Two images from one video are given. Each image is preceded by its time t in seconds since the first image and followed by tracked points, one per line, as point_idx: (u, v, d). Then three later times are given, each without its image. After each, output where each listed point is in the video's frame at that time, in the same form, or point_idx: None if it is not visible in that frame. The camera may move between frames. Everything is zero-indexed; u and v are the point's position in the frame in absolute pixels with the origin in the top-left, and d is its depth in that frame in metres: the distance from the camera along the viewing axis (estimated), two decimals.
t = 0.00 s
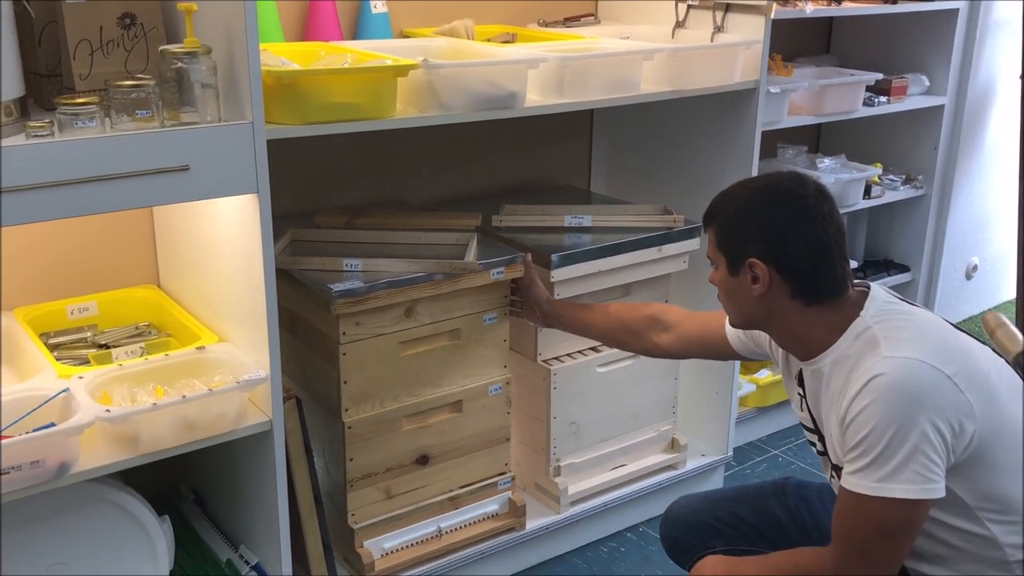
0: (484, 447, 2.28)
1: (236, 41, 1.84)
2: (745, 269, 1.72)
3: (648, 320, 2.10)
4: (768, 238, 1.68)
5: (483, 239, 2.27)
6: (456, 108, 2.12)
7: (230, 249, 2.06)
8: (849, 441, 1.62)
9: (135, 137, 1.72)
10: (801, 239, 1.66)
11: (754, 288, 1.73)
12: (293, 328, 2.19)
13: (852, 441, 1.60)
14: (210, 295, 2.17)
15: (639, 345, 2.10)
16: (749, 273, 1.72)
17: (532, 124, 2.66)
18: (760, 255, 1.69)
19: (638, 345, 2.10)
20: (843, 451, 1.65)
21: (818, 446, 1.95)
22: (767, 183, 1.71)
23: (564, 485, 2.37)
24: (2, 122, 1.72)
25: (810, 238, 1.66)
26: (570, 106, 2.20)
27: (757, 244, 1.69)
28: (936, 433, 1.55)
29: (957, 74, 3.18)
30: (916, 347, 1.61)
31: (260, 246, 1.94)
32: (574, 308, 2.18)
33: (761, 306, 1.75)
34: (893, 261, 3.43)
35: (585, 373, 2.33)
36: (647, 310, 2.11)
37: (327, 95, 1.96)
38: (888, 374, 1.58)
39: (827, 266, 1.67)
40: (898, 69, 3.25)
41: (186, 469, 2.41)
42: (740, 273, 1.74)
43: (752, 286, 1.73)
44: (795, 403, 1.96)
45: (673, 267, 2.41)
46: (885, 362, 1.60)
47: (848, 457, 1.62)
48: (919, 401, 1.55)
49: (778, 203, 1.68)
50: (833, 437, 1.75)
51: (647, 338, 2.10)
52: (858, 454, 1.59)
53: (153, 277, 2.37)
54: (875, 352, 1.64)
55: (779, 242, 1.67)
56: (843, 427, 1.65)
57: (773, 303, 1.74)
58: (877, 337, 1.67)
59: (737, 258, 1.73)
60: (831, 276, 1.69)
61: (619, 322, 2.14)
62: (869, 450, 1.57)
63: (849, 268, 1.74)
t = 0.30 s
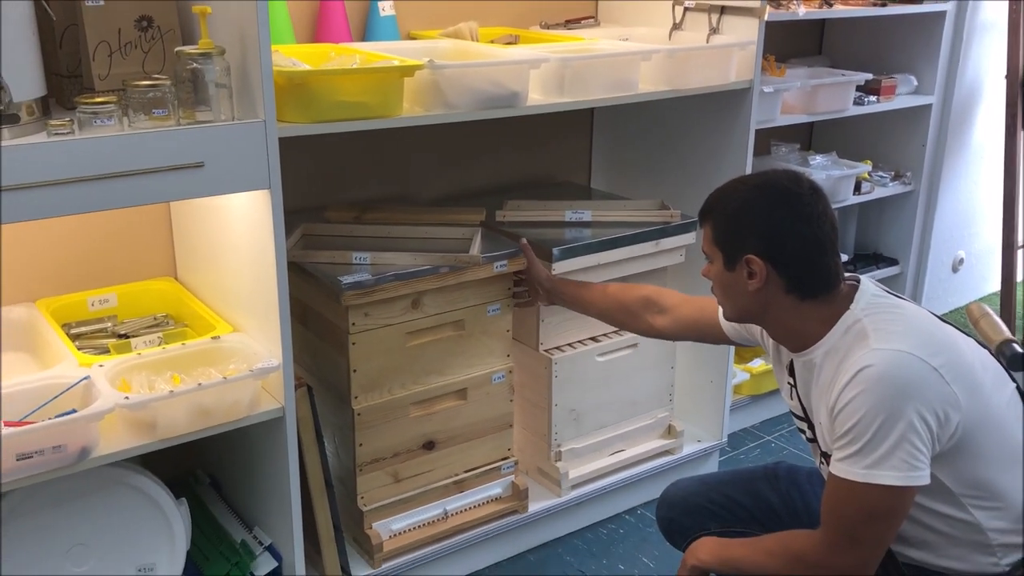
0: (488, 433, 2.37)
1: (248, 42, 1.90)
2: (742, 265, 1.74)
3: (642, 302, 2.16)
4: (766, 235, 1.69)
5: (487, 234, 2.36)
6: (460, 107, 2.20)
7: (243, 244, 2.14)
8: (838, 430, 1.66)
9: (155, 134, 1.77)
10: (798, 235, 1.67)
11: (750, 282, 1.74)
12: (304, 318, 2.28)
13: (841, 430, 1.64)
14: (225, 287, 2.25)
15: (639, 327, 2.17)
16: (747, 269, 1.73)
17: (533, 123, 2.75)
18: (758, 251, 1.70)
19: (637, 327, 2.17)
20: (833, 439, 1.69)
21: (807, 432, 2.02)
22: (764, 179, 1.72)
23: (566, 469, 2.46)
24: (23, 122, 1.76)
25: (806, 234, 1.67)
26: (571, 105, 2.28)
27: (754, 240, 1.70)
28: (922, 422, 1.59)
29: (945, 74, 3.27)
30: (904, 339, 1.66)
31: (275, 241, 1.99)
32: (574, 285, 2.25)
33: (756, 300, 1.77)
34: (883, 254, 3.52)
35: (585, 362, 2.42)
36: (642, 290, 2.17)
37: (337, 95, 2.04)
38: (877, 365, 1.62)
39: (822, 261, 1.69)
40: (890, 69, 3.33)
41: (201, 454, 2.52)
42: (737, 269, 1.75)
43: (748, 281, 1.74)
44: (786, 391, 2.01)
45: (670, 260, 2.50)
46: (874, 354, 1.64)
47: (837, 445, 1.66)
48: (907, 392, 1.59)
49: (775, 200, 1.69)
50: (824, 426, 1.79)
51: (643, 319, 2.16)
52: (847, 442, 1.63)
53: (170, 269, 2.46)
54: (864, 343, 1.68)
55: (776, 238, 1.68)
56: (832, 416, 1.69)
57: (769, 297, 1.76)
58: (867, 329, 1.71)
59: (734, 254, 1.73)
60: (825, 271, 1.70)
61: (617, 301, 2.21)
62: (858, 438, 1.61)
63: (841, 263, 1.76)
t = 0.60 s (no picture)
0: (492, 425, 2.43)
1: (259, 42, 1.95)
2: (746, 262, 1.77)
3: (645, 293, 2.21)
4: (769, 232, 1.73)
5: (492, 229, 2.42)
6: (465, 106, 2.25)
7: (254, 239, 2.20)
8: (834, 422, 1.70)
9: (168, 133, 1.83)
10: (801, 232, 1.71)
11: (753, 279, 1.78)
12: (314, 312, 2.34)
13: (836, 422, 1.69)
14: (237, 282, 2.31)
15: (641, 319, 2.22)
16: (751, 265, 1.77)
17: (536, 121, 2.81)
18: (762, 249, 1.74)
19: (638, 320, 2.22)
20: (828, 432, 1.73)
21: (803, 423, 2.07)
22: (765, 178, 1.76)
23: (568, 459, 2.52)
24: (40, 120, 1.83)
25: (808, 230, 1.72)
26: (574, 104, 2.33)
27: (758, 238, 1.74)
28: (913, 415, 1.63)
29: (941, 73, 3.32)
30: (896, 334, 1.70)
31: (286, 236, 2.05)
32: (577, 276, 2.30)
33: (757, 296, 1.81)
34: (880, 250, 3.58)
35: (588, 355, 2.47)
36: (645, 282, 2.22)
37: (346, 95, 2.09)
38: (870, 359, 1.66)
39: (823, 257, 1.74)
40: (888, 69, 3.38)
41: (213, 443, 2.59)
42: (740, 265, 1.78)
43: (752, 278, 1.78)
44: (783, 384, 2.06)
45: (670, 256, 2.56)
46: (868, 348, 1.68)
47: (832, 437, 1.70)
48: (899, 385, 1.63)
49: (777, 198, 1.73)
50: (820, 418, 1.84)
51: (645, 310, 2.21)
52: (841, 434, 1.67)
53: (183, 264, 2.52)
54: (859, 338, 1.73)
55: (780, 235, 1.72)
56: (828, 409, 1.73)
57: (770, 294, 1.80)
58: (861, 324, 1.75)
59: (738, 251, 1.77)
60: (824, 266, 1.76)
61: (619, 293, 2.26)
62: (851, 431, 1.65)
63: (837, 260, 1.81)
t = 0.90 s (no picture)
0: (498, 421, 2.40)
1: (265, 32, 1.92)
2: (760, 258, 1.74)
3: (657, 289, 2.19)
4: (785, 228, 1.69)
5: (499, 224, 2.39)
6: (474, 98, 2.22)
7: (260, 231, 2.17)
8: (843, 424, 1.67)
9: (171, 122, 1.80)
10: (818, 230, 1.68)
11: (766, 276, 1.75)
12: (320, 306, 2.31)
13: (845, 424, 1.66)
14: (243, 275, 2.29)
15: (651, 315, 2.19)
16: (764, 262, 1.74)
17: (546, 114, 2.78)
18: (777, 245, 1.71)
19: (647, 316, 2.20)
20: (837, 433, 1.70)
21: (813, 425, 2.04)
22: (784, 173, 1.72)
23: (575, 457, 2.49)
24: (43, 109, 1.79)
25: (825, 229, 1.68)
26: (584, 97, 2.30)
27: (773, 234, 1.71)
28: (924, 419, 1.60)
29: (957, 69, 3.28)
30: (909, 335, 1.66)
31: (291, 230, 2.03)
32: (586, 271, 2.27)
33: (770, 293, 1.78)
34: (893, 248, 3.54)
35: (595, 351, 2.44)
36: (657, 277, 2.19)
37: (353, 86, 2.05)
38: (882, 361, 1.63)
39: (839, 257, 1.71)
40: (903, 64, 3.34)
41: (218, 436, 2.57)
42: (754, 261, 1.75)
43: (765, 274, 1.75)
44: (792, 383, 2.03)
45: (680, 252, 2.53)
46: (879, 350, 1.65)
47: (840, 439, 1.67)
48: (910, 388, 1.60)
49: (796, 194, 1.69)
50: (829, 420, 1.81)
51: (656, 306, 2.18)
52: (850, 436, 1.64)
53: (188, 256, 2.51)
54: (870, 339, 1.69)
55: (795, 233, 1.69)
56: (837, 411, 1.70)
57: (782, 291, 1.77)
58: (873, 324, 1.72)
59: (752, 247, 1.74)
60: (839, 266, 1.72)
61: (628, 289, 2.23)
62: (861, 433, 1.62)
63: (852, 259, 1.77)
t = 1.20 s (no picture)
0: (512, 411, 2.37)
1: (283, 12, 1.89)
2: (775, 248, 1.71)
3: (675, 281, 2.15)
4: (801, 219, 1.66)
5: (518, 213, 2.36)
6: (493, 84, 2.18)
7: (275, 215, 2.15)
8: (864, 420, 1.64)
9: (187, 103, 1.78)
10: (836, 222, 1.64)
11: (781, 266, 1.72)
12: (335, 292, 2.29)
13: (866, 420, 1.62)
14: (258, 259, 2.27)
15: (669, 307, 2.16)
16: (779, 252, 1.71)
17: (567, 102, 2.75)
18: (791, 236, 1.68)
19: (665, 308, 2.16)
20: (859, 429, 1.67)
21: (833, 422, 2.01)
22: (807, 162, 1.68)
23: (589, 449, 2.47)
24: (59, 89, 1.77)
25: (844, 221, 1.64)
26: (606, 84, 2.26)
27: (789, 224, 1.68)
28: (948, 417, 1.56)
29: (986, 64, 3.23)
30: (934, 331, 1.63)
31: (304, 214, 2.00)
32: (605, 261, 2.24)
33: (786, 284, 1.75)
34: (916, 244, 3.50)
35: (612, 343, 2.42)
36: (677, 269, 2.15)
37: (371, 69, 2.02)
38: (904, 357, 1.59)
39: (858, 251, 1.66)
40: (930, 58, 3.30)
41: (231, 420, 2.55)
42: (770, 251, 1.73)
43: (780, 265, 1.72)
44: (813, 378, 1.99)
45: (700, 244, 2.49)
46: (903, 346, 1.61)
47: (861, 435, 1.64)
48: (934, 385, 1.56)
49: (815, 185, 1.65)
50: (849, 417, 1.78)
51: (675, 299, 2.15)
52: (871, 433, 1.61)
53: (204, 239, 2.49)
54: (894, 334, 1.66)
55: (810, 224, 1.65)
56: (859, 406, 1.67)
57: (799, 283, 1.74)
58: (897, 319, 1.68)
59: (768, 236, 1.71)
60: (860, 260, 1.67)
61: (647, 281, 2.20)
62: (882, 430, 1.59)
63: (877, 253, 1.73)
